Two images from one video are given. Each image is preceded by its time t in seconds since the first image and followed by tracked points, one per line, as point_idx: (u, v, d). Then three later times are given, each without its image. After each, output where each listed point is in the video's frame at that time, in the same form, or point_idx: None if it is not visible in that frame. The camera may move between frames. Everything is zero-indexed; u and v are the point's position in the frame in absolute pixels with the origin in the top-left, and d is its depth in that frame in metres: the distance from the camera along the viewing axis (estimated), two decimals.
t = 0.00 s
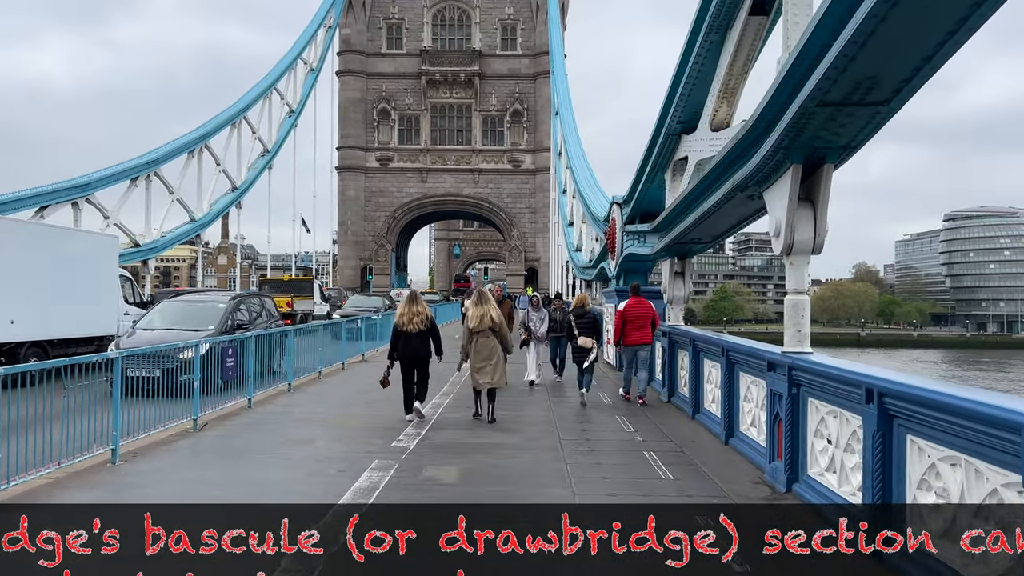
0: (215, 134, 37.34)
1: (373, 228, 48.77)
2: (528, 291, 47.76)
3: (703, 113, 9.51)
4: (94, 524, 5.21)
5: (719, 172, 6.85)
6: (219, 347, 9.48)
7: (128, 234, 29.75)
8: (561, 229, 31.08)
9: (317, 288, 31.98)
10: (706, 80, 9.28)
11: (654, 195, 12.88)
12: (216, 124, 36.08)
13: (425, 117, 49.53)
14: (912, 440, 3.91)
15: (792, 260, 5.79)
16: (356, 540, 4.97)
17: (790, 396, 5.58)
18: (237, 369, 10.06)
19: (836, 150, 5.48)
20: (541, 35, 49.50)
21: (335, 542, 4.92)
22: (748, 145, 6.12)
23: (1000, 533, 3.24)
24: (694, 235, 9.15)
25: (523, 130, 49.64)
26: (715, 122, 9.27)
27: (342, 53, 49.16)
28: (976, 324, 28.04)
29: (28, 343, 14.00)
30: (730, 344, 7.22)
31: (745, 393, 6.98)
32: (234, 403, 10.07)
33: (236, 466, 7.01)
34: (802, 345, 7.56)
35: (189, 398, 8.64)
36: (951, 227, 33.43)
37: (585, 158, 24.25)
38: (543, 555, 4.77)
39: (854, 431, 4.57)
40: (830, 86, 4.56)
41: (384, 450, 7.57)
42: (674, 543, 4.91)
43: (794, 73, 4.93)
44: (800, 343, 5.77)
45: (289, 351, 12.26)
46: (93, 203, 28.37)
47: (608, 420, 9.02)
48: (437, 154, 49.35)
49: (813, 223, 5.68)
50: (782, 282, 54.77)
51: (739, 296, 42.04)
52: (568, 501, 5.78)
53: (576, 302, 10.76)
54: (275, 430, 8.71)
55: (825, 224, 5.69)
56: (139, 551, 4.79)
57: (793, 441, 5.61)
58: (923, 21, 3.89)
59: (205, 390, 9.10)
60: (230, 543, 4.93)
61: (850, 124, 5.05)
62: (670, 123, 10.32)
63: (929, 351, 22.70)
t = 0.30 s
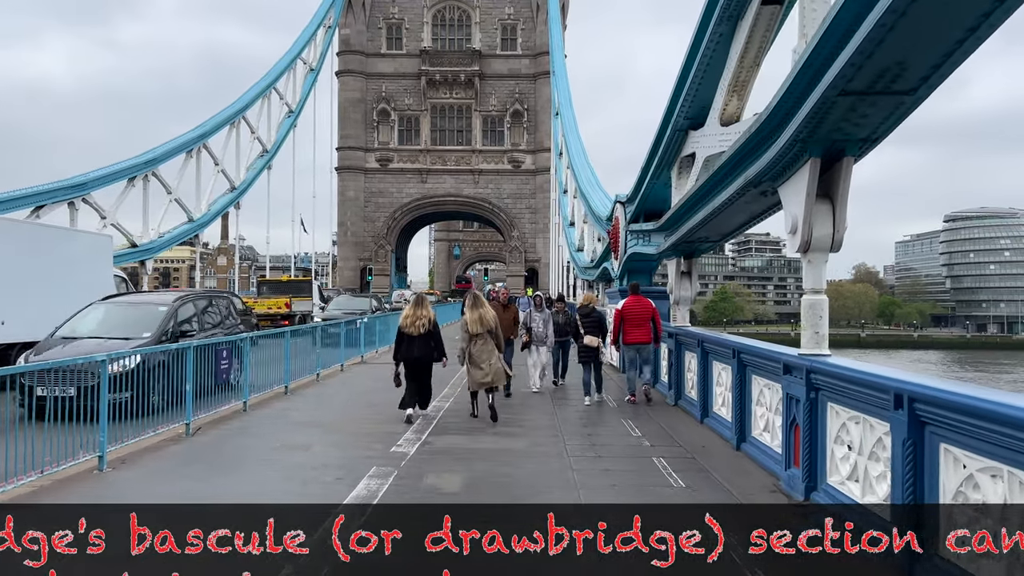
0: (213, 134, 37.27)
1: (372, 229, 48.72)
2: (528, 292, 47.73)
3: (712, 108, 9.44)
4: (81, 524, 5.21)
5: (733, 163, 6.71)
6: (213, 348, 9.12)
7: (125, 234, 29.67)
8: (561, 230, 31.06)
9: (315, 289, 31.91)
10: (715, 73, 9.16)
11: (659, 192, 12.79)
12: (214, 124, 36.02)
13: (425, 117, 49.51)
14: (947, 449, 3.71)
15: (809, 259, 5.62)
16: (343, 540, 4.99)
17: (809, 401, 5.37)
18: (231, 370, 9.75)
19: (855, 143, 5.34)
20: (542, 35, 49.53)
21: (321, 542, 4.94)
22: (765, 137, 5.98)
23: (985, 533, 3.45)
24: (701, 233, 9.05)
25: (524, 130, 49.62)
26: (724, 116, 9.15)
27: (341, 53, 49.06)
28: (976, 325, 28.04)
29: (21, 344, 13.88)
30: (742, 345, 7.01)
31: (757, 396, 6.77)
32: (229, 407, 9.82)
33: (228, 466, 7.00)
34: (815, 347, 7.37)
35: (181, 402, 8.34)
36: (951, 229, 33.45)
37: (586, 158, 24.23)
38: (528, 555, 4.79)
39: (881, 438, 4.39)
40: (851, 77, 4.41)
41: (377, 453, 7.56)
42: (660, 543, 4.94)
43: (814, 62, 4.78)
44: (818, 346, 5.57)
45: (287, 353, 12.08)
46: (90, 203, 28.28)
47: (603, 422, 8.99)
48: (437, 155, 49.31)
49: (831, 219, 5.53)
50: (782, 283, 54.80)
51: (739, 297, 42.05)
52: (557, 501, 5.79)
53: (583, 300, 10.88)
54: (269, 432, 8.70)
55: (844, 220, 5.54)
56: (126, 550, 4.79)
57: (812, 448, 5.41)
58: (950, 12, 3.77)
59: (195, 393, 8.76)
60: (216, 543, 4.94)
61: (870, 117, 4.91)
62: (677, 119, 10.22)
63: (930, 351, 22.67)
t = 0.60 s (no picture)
0: (210, 131, 37.14)
1: (371, 227, 48.59)
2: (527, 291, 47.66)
3: (720, 101, 9.35)
4: (65, 524, 5.17)
5: (746, 157, 6.57)
6: (202, 348, 8.83)
7: (120, 232, 29.52)
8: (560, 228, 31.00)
9: (312, 287, 31.77)
10: (723, 65, 9.02)
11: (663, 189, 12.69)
12: (211, 121, 35.88)
13: (424, 115, 49.45)
14: (981, 461, 3.43)
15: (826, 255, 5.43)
16: (328, 540, 4.96)
17: (827, 406, 5.08)
18: (222, 372, 9.45)
19: (876, 133, 5.21)
20: (541, 32, 49.54)
21: (306, 543, 4.91)
22: (781, 128, 5.85)
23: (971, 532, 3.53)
24: (709, 229, 8.95)
25: (523, 128, 49.55)
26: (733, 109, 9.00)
27: (340, 51, 48.94)
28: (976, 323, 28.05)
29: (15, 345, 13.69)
30: (753, 346, 6.69)
31: (770, 400, 6.43)
32: (220, 409, 9.53)
33: (219, 466, 6.96)
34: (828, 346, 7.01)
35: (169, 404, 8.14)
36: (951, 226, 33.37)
37: (586, 155, 24.15)
38: (514, 555, 4.78)
39: (908, 446, 4.08)
40: (877, 62, 4.28)
41: (370, 453, 7.52)
42: (645, 543, 4.94)
43: (834, 48, 4.64)
44: (835, 347, 5.33)
45: (281, 353, 11.91)
46: (85, 201, 28.12)
47: (598, 421, 8.92)
48: (436, 152, 49.22)
49: (849, 212, 5.36)
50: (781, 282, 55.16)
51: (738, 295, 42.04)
52: (547, 501, 5.77)
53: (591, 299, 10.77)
54: (263, 431, 8.66)
55: (863, 212, 5.37)
56: (111, 550, 4.76)
57: (830, 456, 5.10)
58: None
59: (187, 396, 8.54)
60: (201, 543, 4.90)
61: (894, 105, 4.78)
62: (683, 112, 10.10)
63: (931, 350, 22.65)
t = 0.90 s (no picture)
0: (208, 131, 37.07)
1: (370, 228, 48.54)
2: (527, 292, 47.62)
3: (730, 93, 9.09)
4: (51, 524, 5.17)
5: (758, 150, 6.47)
6: (195, 351, 8.53)
7: (116, 233, 29.47)
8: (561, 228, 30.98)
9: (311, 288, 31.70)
10: (730, 61, 8.94)
11: (667, 188, 12.63)
12: (208, 121, 35.83)
13: (423, 115, 49.44)
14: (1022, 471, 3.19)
15: (844, 254, 5.31)
16: (314, 540, 4.96)
17: (846, 412, 4.90)
18: (215, 375, 9.17)
19: (898, 125, 5.11)
20: (541, 32, 49.52)
21: (291, 542, 4.92)
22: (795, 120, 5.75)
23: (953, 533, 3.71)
24: (715, 228, 8.89)
25: (523, 129, 49.52)
26: (743, 105, 8.89)
27: (339, 51, 48.90)
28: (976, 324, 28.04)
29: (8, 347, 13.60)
30: (765, 349, 6.56)
31: (783, 406, 6.30)
32: (212, 414, 9.28)
33: (210, 467, 6.95)
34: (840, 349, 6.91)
35: (158, 409, 7.86)
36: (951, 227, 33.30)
37: (587, 155, 24.12)
38: (500, 554, 4.77)
39: (936, 455, 3.86)
40: (903, 47, 4.19)
41: (361, 455, 7.50)
42: (631, 543, 4.92)
43: (857, 34, 4.54)
44: (854, 350, 5.24)
45: (275, 355, 11.68)
46: (81, 201, 28.04)
47: (592, 424, 8.90)
48: (435, 153, 49.19)
49: (870, 208, 5.25)
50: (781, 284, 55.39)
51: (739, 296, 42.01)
52: (536, 502, 5.77)
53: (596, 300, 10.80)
54: (256, 433, 8.64)
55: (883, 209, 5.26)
56: (96, 550, 4.76)
57: (849, 465, 4.91)
58: None
59: (176, 401, 8.25)
60: (187, 543, 4.90)
61: (917, 95, 4.68)
62: (689, 108, 10.01)
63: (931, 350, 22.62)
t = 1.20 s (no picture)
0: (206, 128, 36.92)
1: (369, 226, 48.46)
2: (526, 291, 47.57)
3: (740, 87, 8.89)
4: (36, 524, 5.15)
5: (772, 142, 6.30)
6: (182, 352, 8.22)
7: (112, 230, 29.37)
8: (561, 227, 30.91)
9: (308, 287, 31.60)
10: (738, 55, 8.76)
11: (672, 184, 12.50)
12: (206, 119, 35.70)
13: (423, 113, 49.36)
14: None
15: (866, 250, 5.15)
16: (299, 540, 4.96)
17: (869, 420, 4.61)
18: (205, 378, 8.91)
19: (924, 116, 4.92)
20: (541, 30, 49.43)
21: (276, 542, 4.92)
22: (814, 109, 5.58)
23: (943, 533, 3.92)
24: (725, 225, 8.75)
25: (523, 127, 49.41)
26: (753, 96, 8.68)
27: (338, 48, 48.77)
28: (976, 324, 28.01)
29: None
30: (776, 351, 6.23)
31: (799, 411, 5.91)
32: (203, 417, 9.03)
33: (200, 467, 6.92)
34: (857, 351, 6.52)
35: (146, 412, 7.52)
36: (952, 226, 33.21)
37: (588, 153, 24.05)
38: (485, 554, 4.76)
39: (971, 468, 3.61)
40: (933, 31, 4.02)
41: (354, 454, 7.48)
42: (617, 543, 4.90)
43: (883, 18, 4.38)
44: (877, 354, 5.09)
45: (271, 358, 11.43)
46: (76, 199, 27.92)
47: (586, 425, 8.87)
48: (434, 151, 49.12)
49: (893, 203, 5.07)
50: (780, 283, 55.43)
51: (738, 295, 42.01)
52: (525, 501, 5.77)
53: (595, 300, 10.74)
54: (249, 433, 8.61)
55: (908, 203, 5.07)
56: (81, 551, 4.75)
57: (871, 473, 4.61)
58: None
59: (165, 403, 7.92)
60: (172, 543, 4.89)
61: (947, 82, 4.50)
62: (696, 103, 9.84)
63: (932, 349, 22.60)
